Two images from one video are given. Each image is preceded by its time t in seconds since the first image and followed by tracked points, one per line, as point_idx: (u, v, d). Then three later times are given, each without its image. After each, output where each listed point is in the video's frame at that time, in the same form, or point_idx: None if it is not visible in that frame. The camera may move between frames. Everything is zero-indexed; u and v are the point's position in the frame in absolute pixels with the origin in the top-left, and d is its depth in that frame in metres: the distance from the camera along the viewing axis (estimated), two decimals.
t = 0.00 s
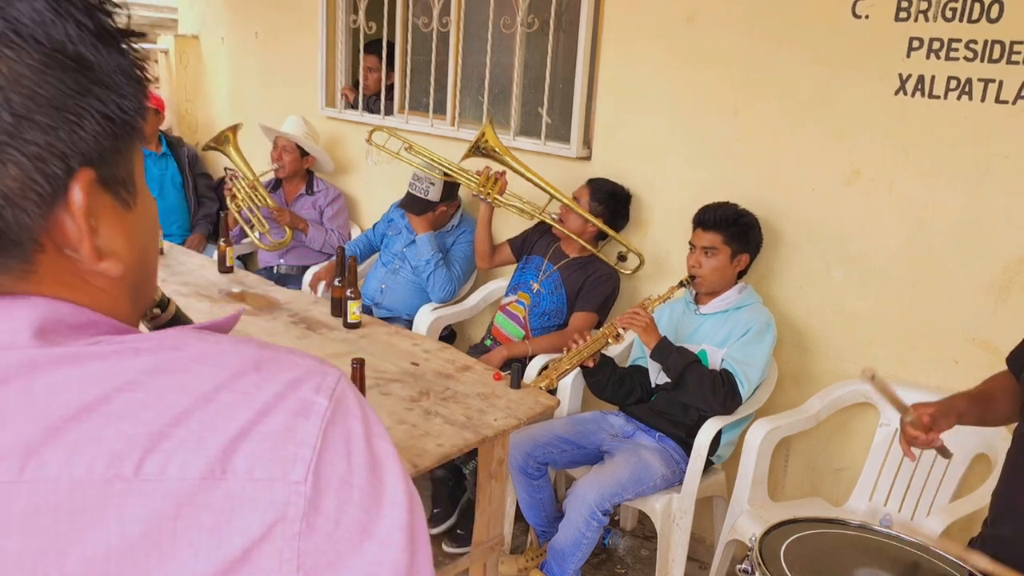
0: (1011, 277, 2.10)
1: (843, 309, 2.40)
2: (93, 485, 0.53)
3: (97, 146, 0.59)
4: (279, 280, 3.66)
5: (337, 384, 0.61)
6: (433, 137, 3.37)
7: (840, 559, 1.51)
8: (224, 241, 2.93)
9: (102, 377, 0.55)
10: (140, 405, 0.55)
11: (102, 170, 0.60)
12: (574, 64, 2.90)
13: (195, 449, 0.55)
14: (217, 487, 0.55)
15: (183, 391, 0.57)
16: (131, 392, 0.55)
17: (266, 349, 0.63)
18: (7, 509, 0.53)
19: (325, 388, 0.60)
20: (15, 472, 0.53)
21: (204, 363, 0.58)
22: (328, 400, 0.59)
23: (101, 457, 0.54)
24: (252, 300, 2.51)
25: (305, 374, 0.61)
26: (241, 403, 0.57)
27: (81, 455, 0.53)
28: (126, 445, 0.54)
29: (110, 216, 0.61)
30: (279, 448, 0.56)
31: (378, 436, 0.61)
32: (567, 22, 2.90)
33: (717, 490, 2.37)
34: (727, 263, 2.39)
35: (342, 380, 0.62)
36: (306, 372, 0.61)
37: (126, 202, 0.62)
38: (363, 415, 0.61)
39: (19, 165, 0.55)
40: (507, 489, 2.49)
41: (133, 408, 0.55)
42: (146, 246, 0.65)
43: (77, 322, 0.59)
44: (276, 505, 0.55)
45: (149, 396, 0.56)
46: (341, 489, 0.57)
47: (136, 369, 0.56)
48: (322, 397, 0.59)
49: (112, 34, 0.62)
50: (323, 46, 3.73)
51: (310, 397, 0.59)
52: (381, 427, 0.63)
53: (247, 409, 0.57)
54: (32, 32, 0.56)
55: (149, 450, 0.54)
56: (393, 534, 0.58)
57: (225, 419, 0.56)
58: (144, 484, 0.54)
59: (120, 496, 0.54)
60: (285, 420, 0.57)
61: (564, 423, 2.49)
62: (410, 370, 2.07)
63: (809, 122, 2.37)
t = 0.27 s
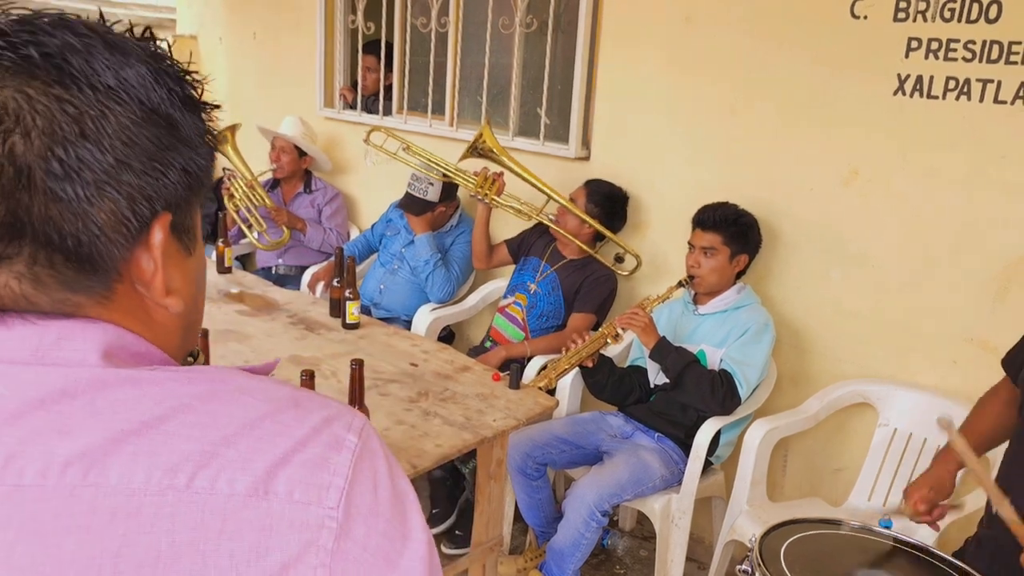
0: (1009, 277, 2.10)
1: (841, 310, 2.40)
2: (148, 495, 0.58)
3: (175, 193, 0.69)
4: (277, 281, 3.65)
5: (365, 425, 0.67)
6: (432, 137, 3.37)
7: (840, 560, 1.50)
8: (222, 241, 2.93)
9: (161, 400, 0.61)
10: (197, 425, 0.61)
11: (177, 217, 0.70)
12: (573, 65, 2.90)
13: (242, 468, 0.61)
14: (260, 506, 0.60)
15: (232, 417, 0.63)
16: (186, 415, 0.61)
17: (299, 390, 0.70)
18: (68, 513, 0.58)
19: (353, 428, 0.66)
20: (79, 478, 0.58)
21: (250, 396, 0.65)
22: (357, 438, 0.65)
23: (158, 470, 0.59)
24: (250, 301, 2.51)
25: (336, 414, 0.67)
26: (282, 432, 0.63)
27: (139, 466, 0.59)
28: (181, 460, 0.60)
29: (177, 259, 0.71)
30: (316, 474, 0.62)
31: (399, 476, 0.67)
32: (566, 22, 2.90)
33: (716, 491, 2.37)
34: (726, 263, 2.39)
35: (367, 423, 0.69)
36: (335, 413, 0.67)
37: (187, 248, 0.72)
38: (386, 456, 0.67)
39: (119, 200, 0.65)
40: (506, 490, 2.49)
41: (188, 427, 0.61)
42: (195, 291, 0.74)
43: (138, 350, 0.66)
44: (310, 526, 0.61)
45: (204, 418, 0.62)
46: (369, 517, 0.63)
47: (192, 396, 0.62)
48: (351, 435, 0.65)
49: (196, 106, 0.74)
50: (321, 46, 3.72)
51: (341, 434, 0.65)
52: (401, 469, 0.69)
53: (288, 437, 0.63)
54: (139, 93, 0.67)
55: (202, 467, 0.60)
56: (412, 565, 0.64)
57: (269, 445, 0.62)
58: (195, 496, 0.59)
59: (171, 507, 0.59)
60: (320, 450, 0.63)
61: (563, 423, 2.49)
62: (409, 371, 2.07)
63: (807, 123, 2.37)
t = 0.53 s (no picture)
0: (1006, 279, 2.11)
1: (838, 311, 2.41)
2: (173, 490, 0.60)
3: (203, 197, 0.74)
4: (276, 282, 3.66)
5: (382, 435, 0.69)
6: (431, 139, 3.38)
7: (837, 561, 1.51)
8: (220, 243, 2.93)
9: (189, 402, 0.63)
10: (221, 426, 0.63)
11: (204, 220, 0.75)
12: (571, 67, 2.91)
13: (264, 468, 0.62)
14: (280, 506, 0.61)
15: (256, 421, 0.64)
16: (212, 416, 0.63)
17: (318, 401, 0.72)
18: (96, 506, 0.59)
19: (371, 438, 0.67)
20: (107, 471, 0.59)
21: (273, 402, 0.67)
22: (375, 447, 0.67)
23: (184, 466, 0.60)
24: (249, 303, 2.52)
25: (355, 424, 0.68)
26: (304, 436, 0.65)
27: (166, 463, 0.60)
28: (205, 459, 0.61)
29: (202, 259, 0.76)
30: (334, 479, 0.63)
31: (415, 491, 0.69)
32: (564, 25, 2.91)
33: (714, 492, 2.37)
34: (723, 264, 2.40)
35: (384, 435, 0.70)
36: (354, 424, 0.69)
37: (212, 250, 0.77)
38: (402, 467, 0.69)
39: (152, 197, 0.70)
40: (504, 491, 2.50)
41: (214, 427, 0.62)
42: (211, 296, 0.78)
43: (166, 353, 0.69)
44: (326, 529, 0.62)
45: (228, 419, 0.63)
46: (384, 526, 0.64)
47: (217, 399, 0.64)
48: (370, 444, 0.67)
49: (222, 118, 0.79)
50: (320, 47, 3.73)
51: (360, 442, 0.66)
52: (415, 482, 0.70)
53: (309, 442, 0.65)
54: (171, 102, 0.72)
55: (226, 465, 0.61)
56: None
57: (291, 449, 0.63)
58: (217, 493, 0.60)
59: (194, 504, 0.60)
60: (339, 457, 0.64)
61: (561, 424, 2.49)
62: (407, 372, 2.07)
63: (804, 125, 2.38)
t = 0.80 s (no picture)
0: (1000, 280, 2.12)
1: (834, 311, 2.42)
2: (191, 502, 0.60)
3: (221, 200, 0.75)
4: (274, 282, 3.66)
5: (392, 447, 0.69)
6: (428, 139, 3.38)
7: (830, 561, 1.52)
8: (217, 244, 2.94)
9: (205, 411, 0.63)
10: (238, 437, 0.63)
11: (221, 223, 0.76)
12: (567, 68, 2.92)
13: (280, 481, 0.62)
14: (295, 518, 0.61)
15: (271, 432, 0.64)
16: (229, 427, 0.63)
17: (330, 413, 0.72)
18: (115, 516, 0.59)
19: (383, 450, 0.67)
20: (126, 480, 0.59)
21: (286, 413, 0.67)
22: (387, 460, 0.67)
23: (201, 478, 0.61)
24: (246, 303, 2.52)
25: (367, 438, 0.68)
26: (319, 448, 0.65)
27: (183, 474, 0.60)
28: (223, 470, 0.61)
29: (217, 262, 0.76)
30: (348, 492, 0.63)
31: (426, 503, 0.69)
32: (561, 26, 2.92)
33: (710, 492, 2.38)
34: (720, 265, 2.40)
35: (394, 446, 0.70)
36: (365, 436, 0.69)
37: (225, 255, 0.78)
38: (413, 480, 0.69)
39: (177, 200, 0.70)
40: (501, 491, 2.51)
41: (231, 437, 0.63)
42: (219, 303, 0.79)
43: (180, 356, 0.69)
44: (338, 543, 0.62)
45: (245, 430, 0.63)
46: (394, 539, 0.64)
47: (234, 410, 0.65)
48: (382, 457, 0.67)
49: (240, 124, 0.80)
50: (318, 48, 3.73)
51: (373, 455, 0.67)
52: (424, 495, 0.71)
53: (323, 454, 0.65)
54: (194, 106, 0.73)
55: (242, 477, 0.61)
56: None
57: (305, 460, 0.64)
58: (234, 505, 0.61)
59: (211, 515, 0.60)
60: (354, 470, 0.65)
61: (557, 424, 2.50)
62: (404, 373, 2.08)
63: (800, 126, 2.39)
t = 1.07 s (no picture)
0: (992, 279, 2.13)
1: (827, 310, 2.42)
2: (145, 521, 0.54)
3: (181, 134, 0.68)
4: (269, 281, 3.66)
5: (371, 443, 0.63)
6: (423, 139, 3.39)
7: (816, 559, 1.52)
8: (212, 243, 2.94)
9: (157, 415, 0.57)
10: (197, 444, 0.56)
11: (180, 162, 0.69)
12: (561, 67, 2.92)
13: (242, 495, 0.55)
14: (261, 536, 0.55)
15: (233, 436, 0.58)
16: (186, 432, 0.57)
17: (304, 406, 0.65)
18: (59, 538, 0.53)
19: (360, 446, 0.61)
20: (72, 500, 0.53)
21: (254, 411, 0.61)
22: (365, 458, 0.61)
23: (152, 495, 0.54)
24: (240, 303, 2.53)
25: (343, 432, 0.62)
26: (287, 451, 0.58)
27: (134, 490, 0.54)
28: (179, 484, 0.55)
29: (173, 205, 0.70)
30: (321, 502, 0.57)
31: (411, 499, 0.63)
32: (555, 26, 2.92)
33: (702, 490, 2.38)
34: (713, 264, 2.40)
35: (373, 440, 0.64)
36: (342, 431, 0.62)
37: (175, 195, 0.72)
38: (395, 475, 0.63)
39: (137, 139, 0.63)
40: (494, 490, 2.51)
41: (187, 445, 0.56)
42: (175, 241, 0.71)
43: (134, 337, 0.62)
44: (310, 559, 0.56)
45: (204, 436, 0.57)
46: (372, 547, 0.59)
47: (194, 413, 0.58)
48: (360, 454, 0.60)
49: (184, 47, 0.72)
50: (313, 48, 3.74)
51: (349, 455, 0.60)
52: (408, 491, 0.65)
53: (294, 457, 0.58)
54: (153, 32, 0.65)
55: (202, 492, 0.55)
56: None
57: (271, 468, 0.57)
58: (194, 523, 0.54)
59: (168, 536, 0.54)
60: (327, 476, 0.58)
61: (550, 423, 2.50)
62: (396, 372, 2.08)
63: (793, 125, 2.39)
